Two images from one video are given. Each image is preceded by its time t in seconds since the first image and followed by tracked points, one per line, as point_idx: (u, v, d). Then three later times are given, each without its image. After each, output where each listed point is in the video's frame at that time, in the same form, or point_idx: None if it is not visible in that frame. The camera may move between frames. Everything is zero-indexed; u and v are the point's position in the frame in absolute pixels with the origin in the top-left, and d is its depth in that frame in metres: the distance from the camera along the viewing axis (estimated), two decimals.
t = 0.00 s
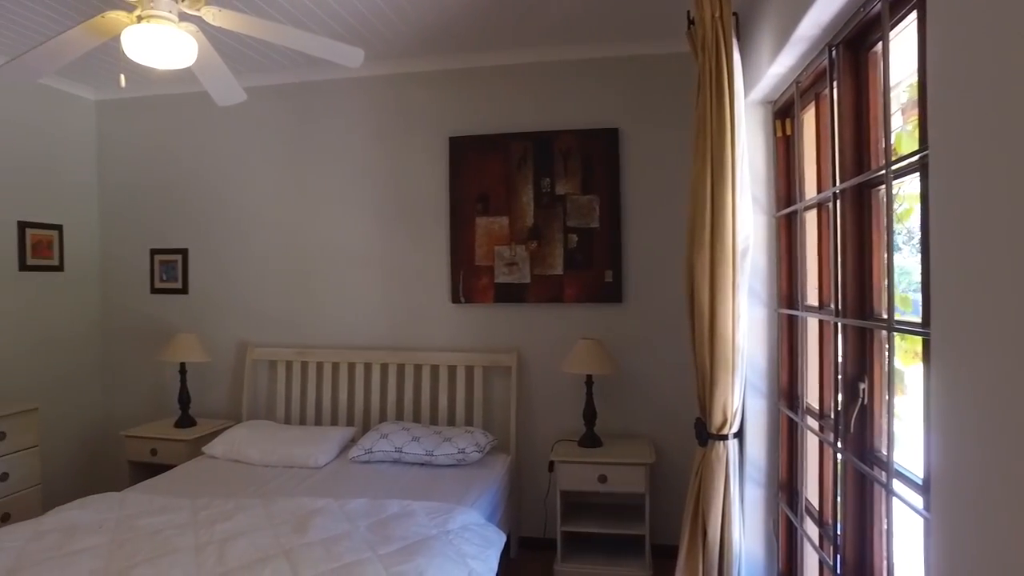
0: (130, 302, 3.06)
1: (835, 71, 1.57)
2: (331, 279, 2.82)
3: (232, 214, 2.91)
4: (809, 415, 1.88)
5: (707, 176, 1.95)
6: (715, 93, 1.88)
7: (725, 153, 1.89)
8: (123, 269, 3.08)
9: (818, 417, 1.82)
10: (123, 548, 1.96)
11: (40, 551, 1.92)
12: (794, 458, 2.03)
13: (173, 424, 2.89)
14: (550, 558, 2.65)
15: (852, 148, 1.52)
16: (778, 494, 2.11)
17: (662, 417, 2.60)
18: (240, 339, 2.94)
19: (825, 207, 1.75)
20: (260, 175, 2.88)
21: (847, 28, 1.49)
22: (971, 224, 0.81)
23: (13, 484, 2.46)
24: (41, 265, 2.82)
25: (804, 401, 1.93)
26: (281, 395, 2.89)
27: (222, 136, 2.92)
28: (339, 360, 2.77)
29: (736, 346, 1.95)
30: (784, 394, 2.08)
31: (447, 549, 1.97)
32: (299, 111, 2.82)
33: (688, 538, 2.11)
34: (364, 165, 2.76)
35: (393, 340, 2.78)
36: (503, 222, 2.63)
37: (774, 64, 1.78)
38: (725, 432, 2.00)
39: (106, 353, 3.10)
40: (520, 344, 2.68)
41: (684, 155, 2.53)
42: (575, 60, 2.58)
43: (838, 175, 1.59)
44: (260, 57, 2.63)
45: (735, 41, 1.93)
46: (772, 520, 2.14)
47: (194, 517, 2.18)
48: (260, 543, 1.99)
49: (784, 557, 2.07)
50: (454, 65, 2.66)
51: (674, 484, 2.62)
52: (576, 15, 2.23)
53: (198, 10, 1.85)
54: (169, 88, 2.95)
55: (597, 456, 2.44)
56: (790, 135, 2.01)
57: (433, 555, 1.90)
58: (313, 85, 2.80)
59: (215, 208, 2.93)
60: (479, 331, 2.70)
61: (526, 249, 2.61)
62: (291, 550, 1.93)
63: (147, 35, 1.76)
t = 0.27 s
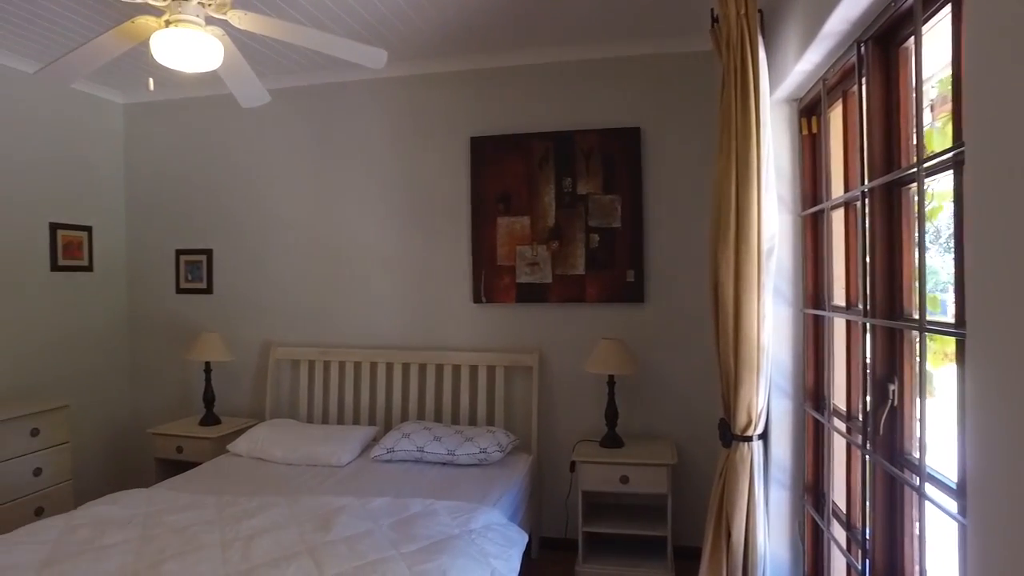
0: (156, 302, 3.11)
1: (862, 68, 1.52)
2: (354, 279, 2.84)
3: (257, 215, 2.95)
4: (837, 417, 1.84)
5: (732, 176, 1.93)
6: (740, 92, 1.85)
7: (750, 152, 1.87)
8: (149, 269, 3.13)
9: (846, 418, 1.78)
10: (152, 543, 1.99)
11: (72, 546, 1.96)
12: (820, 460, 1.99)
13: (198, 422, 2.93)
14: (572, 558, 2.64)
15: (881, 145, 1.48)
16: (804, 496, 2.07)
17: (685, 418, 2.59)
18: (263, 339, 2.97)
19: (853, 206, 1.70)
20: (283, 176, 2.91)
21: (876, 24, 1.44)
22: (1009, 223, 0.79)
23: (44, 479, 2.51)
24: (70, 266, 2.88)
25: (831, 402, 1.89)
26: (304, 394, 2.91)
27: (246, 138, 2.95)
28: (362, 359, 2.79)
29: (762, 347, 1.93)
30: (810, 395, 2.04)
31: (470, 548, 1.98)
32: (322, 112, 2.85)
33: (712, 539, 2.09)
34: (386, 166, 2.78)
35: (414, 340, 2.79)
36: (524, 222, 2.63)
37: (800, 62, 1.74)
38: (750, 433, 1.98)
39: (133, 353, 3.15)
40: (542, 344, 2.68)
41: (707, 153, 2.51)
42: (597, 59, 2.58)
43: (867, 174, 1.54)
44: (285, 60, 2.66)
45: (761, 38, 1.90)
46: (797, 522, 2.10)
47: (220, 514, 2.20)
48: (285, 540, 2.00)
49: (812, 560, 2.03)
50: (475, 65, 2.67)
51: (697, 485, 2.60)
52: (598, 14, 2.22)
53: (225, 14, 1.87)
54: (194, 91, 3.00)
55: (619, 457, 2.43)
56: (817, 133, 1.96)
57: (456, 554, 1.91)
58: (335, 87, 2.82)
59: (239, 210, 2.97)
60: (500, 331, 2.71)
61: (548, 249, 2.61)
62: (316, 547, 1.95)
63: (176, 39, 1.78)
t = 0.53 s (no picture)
0: (180, 301, 3.15)
1: (892, 63, 1.44)
2: (375, 279, 2.86)
3: (279, 215, 2.97)
4: (863, 418, 1.76)
5: (757, 174, 1.89)
6: (765, 89, 1.82)
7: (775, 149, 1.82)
8: (173, 268, 3.17)
9: (873, 421, 1.71)
10: (179, 539, 2.02)
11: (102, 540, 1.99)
12: (847, 463, 1.92)
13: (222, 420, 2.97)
14: (593, 558, 2.64)
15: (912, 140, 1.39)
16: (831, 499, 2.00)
17: (707, 419, 2.57)
18: (285, 338, 3.00)
19: (881, 205, 1.62)
20: (305, 176, 2.93)
21: (908, 16, 1.36)
22: None
23: (74, 475, 2.56)
24: (98, 266, 2.93)
25: (858, 403, 1.81)
26: (326, 393, 2.93)
27: (268, 139, 2.98)
28: (382, 359, 2.80)
29: (786, 347, 1.88)
30: (837, 396, 1.96)
31: (492, 548, 1.98)
32: (343, 113, 2.87)
33: (736, 539, 2.07)
34: (407, 166, 2.79)
35: (435, 339, 2.80)
36: (545, 222, 2.63)
37: (826, 59, 1.68)
38: (774, 434, 1.94)
39: (159, 351, 3.20)
40: (563, 344, 2.67)
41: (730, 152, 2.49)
42: (618, 58, 2.57)
43: (894, 169, 1.46)
44: (307, 61, 2.68)
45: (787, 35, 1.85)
46: (824, 525, 2.03)
47: (245, 511, 2.23)
48: (308, 538, 2.02)
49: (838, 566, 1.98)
50: (496, 65, 2.67)
51: (720, 486, 2.58)
52: (620, 12, 2.21)
53: (250, 16, 1.86)
54: (218, 93, 3.03)
55: (640, 457, 2.42)
56: (842, 131, 1.89)
57: (478, 553, 1.91)
58: (357, 88, 2.84)
59: (262, 210, 3.00)
60: (521, 331, 2.71)
61: (569, 249, 2.61)
62: (339, 545, 1.96)
63: (202, 42, 1.80)
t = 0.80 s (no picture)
0: (203, 301, 3.19)
1: (921, 60, 1.41)
2: (394, 279, 2.87)
3: (300, 216, 3.00)
4: (889, 419, 1.73)
5: (781, 171, 1.86)
6: (789, 84, 1.79)
7: (799, 144, 1.78)
8: (196, 268, 3.21)
9: (900, 422, 1.67)
10: (203, 535, 2.04)
11: (128, 536, 2.02)
12: (873, 464, 1.88)
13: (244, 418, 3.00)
14: (612, 559, 2.63)
15: (941, 135, 1.37)
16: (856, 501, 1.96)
17: (729, 420, 2.54)
18: (306, 338, 3.02)
19: (908, 204, 1.59)
20: (326, 177, 2.95)
21: (938, 11, 1.33)
22: None
23: (100, 472, 2.60)
24: (123, 266, 2.98)
25: (884, 404, 1.77)
26: (346, 392, 2.95)
27: (289, 141, 3.01)
28: (402, 358, 2.82)
29: (809, 346, 1.85)
30: (862, 397, 1.92)
31: (513, 548, 1.98)
32: (363, 114, 2.88)
33: (758, 541, 2.05)
34: (427, 166, 2.80)
35: (454, 339, 2.81)
36: (565, 222, 2.62)
37: (852, 56, 1.64)
38: (797, 436, 1.90)
39: (182, 351, 3.23)
40: (582, 345, 2.66)
41: (752, 150, 2.47)
42: (638, 57, 2.56)
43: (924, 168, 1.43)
44: (329, 63, 2.70)
45: (812, 31, 1.81)
46: (849, 528, 1.99)
47: (267, 509, 2.25)
48: (329, 536, 2.03)
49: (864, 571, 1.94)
50: (515, 64, 2.67)
51: (741, 488, 2.56)
52: (640, 10, 2.21)
53: (272, 19, 1.87)
54: (240, 95, 3.07)
55: (661, 458, 2.41)
56: (868, 129, 1.85)
57: (499, 553, 1.91)
58: (377, 89, 2.86)
59: (283, 211, 3.02)
60: (540, 332, 2.70)
61: (589, 249, 2.60)
62: (360, 544, 1.97)
63: (227, 45, 1.82)
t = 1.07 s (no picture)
0: (224, 301, 3.22)
1: (950, 53, 1.39)
2: (413, 279, 2.88)
3: (319, 216, 3.02)
4: (915, 421, 1.69)
5: (803, 168, 1.83)
6: (812, 80, 1.76)
7: (822, 141, 1.75)
8: (216, 269, 3.24)
9: (926, 424, 1.63)
10: (225, 532, 2.06)
11: (152, 531, 2.05)
12: (898, 467, 1.83)
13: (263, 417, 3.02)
14: (630, 560, 2.61)
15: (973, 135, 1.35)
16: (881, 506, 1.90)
17: (749, 421, 2.52)
18: (325, 337, 3.04)
19: (935, 201, 1.56)
20: (345, 178, 2.97)
21: (967, 5, 1.31)
22: None
23: (124, 468, 2.64)
24: (146, 266, 3.02)
25: (909, 406, 1.73)
26: (364, 392, 2.96)
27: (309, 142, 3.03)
28: (420, 358, 2.83)
29: (832, 347, 1.81)
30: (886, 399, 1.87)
31: (532, 548, 1.97)
32: (382, 115, 2.90)
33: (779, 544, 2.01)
34: (445, 166, 2.81)
35: (472, 338, 2.81)
36: (583, 221, 2.62)
37: (877, 51, 1.62)
38: (819, 437, 1.87)
39: (203, 350, 3.27)
40: (601, 345, 2.66)
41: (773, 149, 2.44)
42: (657, 56, 2.54)
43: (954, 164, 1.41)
44: (348, 64, 2.72)
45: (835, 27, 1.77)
46: (873, 533, 1.94)
47: (287, 506, 2.26)
48: (349, 534, 2.04)
49: None
50: (534, 64, 2.67)
51: (762, 490, 2.53)
52: (660, 9, 2.20)
53: (293, 21, 1.88)
54: (261, 96, 3.09)
55: (680, 458, 2.39)
56: (892, 126, 1.81)
57: (517, 553, 1.91)
58: (395, 90, 2.87)
59: (303, 211, 3.05)
60: (558, 331, 2.70)
61: (607, 249, 2.60)
62: (379, 542, 1.98)
63: (248, 46, 1.83)
